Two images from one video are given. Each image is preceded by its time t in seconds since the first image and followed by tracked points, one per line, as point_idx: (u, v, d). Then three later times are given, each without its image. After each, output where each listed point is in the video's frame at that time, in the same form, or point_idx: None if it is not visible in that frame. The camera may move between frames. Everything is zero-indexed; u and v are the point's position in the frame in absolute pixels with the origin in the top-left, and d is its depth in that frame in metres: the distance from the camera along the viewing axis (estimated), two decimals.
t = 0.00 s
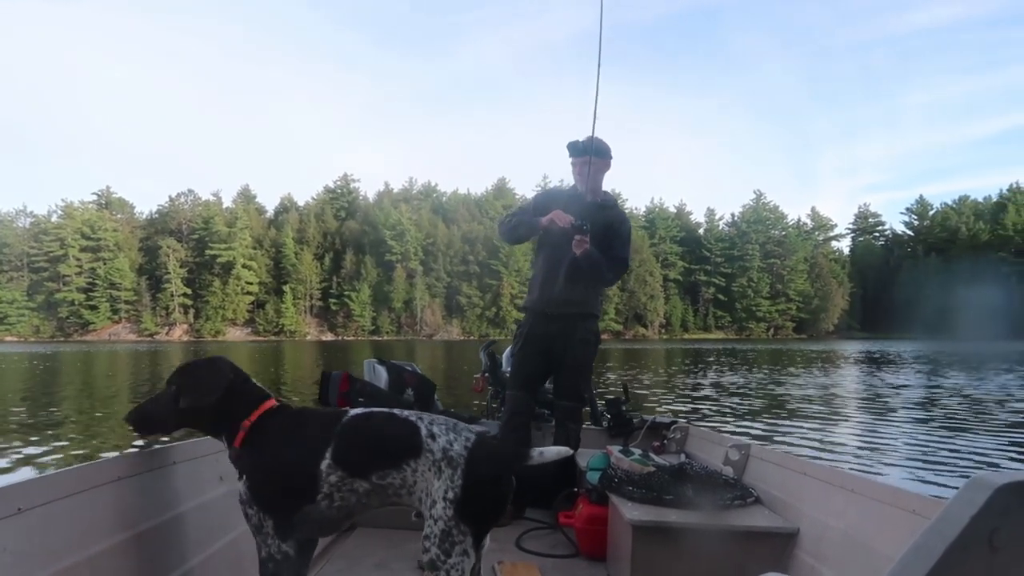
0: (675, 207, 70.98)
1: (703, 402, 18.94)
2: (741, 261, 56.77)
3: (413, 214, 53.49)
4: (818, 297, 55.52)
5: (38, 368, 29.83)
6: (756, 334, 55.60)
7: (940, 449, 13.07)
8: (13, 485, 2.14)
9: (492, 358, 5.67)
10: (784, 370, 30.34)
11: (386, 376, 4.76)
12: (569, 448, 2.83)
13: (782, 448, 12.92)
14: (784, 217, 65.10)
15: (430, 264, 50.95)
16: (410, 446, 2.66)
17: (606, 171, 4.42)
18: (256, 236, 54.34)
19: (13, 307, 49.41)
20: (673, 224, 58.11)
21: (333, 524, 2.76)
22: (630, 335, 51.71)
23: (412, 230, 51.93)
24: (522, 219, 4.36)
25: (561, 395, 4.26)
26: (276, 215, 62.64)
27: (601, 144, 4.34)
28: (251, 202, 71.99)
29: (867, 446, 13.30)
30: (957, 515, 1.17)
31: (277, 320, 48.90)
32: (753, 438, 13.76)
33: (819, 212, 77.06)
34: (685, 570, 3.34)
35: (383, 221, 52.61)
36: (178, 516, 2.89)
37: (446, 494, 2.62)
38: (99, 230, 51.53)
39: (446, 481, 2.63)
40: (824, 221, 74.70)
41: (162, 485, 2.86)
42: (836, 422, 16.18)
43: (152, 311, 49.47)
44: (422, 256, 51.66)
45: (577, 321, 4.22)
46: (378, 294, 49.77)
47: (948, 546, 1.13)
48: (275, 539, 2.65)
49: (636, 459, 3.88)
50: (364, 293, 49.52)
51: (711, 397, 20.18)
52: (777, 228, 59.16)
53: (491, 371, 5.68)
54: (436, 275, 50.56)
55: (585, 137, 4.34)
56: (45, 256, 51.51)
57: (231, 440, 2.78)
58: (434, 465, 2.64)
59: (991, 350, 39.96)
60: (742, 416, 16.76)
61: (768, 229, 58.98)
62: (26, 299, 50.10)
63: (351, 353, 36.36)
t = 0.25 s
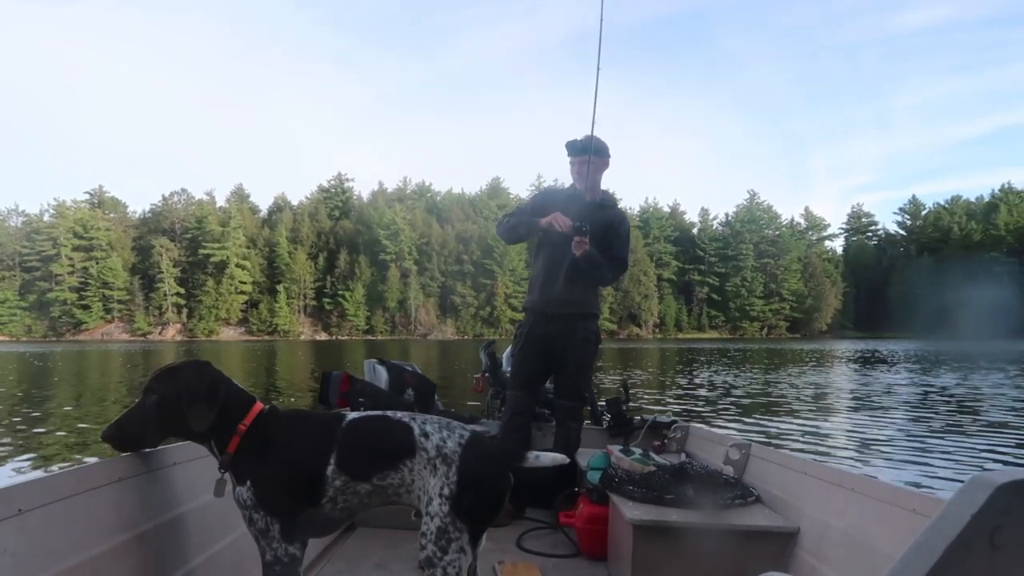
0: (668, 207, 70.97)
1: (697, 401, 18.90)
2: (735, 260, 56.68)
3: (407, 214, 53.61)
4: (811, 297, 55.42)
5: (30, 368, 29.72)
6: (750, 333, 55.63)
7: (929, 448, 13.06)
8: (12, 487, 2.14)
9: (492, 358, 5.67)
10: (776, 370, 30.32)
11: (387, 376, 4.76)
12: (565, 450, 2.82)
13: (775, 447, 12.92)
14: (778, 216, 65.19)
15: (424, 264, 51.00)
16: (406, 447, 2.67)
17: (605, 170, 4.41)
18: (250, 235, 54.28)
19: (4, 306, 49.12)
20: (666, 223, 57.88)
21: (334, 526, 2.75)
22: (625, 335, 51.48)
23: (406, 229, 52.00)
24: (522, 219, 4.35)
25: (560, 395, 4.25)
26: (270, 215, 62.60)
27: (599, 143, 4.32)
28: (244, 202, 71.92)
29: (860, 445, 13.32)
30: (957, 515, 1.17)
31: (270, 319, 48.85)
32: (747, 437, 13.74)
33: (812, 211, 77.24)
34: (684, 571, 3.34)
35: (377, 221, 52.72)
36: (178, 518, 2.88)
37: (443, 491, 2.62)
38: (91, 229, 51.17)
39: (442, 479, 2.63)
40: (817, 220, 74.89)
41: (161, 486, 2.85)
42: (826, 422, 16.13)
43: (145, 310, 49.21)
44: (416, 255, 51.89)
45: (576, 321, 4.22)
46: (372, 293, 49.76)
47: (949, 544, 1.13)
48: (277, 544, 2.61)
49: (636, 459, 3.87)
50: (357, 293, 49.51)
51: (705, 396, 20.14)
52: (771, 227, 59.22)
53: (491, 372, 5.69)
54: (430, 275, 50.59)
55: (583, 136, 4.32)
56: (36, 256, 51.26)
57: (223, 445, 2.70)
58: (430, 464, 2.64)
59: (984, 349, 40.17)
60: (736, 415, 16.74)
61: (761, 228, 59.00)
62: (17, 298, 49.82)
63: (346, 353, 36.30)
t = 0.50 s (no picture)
0: (663, 207, 70.99)
1: (690, 401, 18.86)
2: (728, 261, 56.53)
3: (400, 214, 53.63)
4: (804, 297, 56.14)
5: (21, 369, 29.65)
6: (744, 333, 55.63)
7: (924, 449, 13.01)
8: (13, 486, 2.14)
9: (492, 358, 5.67)
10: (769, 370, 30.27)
11: (387, 375, 4.75)
12: (565, 446, 2.83)
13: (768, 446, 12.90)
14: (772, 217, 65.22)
15: (418, 264, 50.96)
16: (406, 447, 2.67)
17: (603, 170, 4.40)
18: (243, 235, 54.26)
19: None
20: (660, 224, 57.80)
21: (337, 525, 2.74)
22: (618, 335, 51.07)
23: (399, 229, 52.02)
24: (521, 221, 4.36)
25: (561, 395, 4.25)
26: (263, 215, 62.63)
27: (598, 142, 4.31)
28: (238, 202, 71.93)
29: (853, 445, 13.32)
30: (957, 515, 1.17)
31: (264, 320, 48.73)
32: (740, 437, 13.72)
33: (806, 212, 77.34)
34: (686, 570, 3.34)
35: (371, 221, 52.78)
36: (178, 517, 2.88)
37: (444, 488, 2.63)
38: (83, 229, 51.07)
39: (443, 476, 2.64)
40: (810, 221, 75.00)
41: (160, 485, 2.85)
42: (821, 422, 16.06)
43: (137, 310, 49.11)
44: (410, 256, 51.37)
45: (576, 321, 4.22)
46: (366, 293, 49.75)
47: (950, 543, 1.13)
48: (281, 543, 2.58)
49: (636, 459, 3.87)
50: (351, 293, 49.46)
51: (699, 396, 20.10)
52: (764, 227, 59.22)
53: (491, 371, 5.69)
54: (424, 275, 50.56)
55: (581, 136, 4.31)
56: (28, 256, 51.13)
57: (225, 443, 2.63)
58: (431, 462, 2.65)
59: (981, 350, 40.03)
60: (729, 415, 16.72)
61: (755, 229, 58.97)
62: (9, 299, 49.69)
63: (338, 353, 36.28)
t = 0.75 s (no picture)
0: (656, 207, 71.03)
1: (683, 402, 18.82)
2: (721, 262, 56.33)
3: (394, 214, 53.63)
4: (797, 297, 56.54)
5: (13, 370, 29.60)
6: (737, 334, 55.59)
7: (916, 449, 13.02)
8: (11, 485, 2.14)
9: (492, 358, 5.67)
10: (762, 370, 30.31)
11: (387, 375, 4.75)
12: (563, 442, 2.83)
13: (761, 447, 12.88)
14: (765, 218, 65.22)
15: (411, 264, 51.00)
16: (404, 444, 2.68)
17: (602, 170, 4.40)
18: (236, 235, 54.24)
19: None
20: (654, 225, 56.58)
21: (336, 524, 2.74)
22: (612, 335, 50.94)
23: (393, 229, 52.08)
24: (520, 222, 4.38)
25: (560, 394, 4.24)
26: (256, 215, 62.63)
27: (596, 143, 4.31)
28: (231, 202, 71.91)
29: (845, 445, 13.31)
30: (958, 515, 1.16)
31: (257, 321, 48.63)
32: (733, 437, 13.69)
33: (799, 213, 77.45)
34: (684, 570, 3.33)
35: (364, 221, 52.83)
36: (176, 517, 2.88)
37: (444, 487, 2.62)
38: (75, 229, 50.96)
39: (442, 474, 2.64)
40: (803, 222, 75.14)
41: (158, 484, 2.84)
42: (813, 422, 16.07)
43: (130, 311, 49.01)
44: (403, 257, 51.70)
45: (576, 321, 4.22)
46: (359, 294, 49.76)
47: (949, 544, 1.13)
48: (280, 543, 2.58)
49: (636, 460, 3.88)
50: (344, 293, 49.41)
51: (692, 397, 20.05)
52: (758, 228, 59.13)
53: (490, 372, 5.68)
54: (418, 275, 50.58)
55: (581, 135, 4.31)
56: (19, 256, 50.94)
57: (223, 443, 2.63)
58: (429, 460, 2.65)
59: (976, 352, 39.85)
60: (722, 416, 16.70)
61: (748, 230, 58.95)
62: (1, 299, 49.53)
63: (329, 353, 36.31)
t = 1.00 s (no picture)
0: (650, 208, 71.08)
1: (676, 402, 18.77)
2: (715, 262, 56.24)
3: (388, 214, 53.73)
4: (790, 297, 56.40)
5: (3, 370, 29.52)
6: (730, 335, 55.65)
7: (909, 449, 13.04)
8: (11, 484, 2.14)
9: (492, 358, 5.66)
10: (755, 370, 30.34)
11: (386, 375, 4.76)
12: (561, 438, 2.83)
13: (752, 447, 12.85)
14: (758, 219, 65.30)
15: (405, 264, 51.01)
16: (402, 445, 2.68)
17: (602, 170, 4.42)
18: (229, 235, 54.24)
19: None
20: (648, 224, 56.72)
21: (333, 525, 2.74)
22: (605, 336, 51.02)
23: (387, 229, 52.10)
24: (520, 222, 4.39)
25: (560, 395, 4.24)
26: (250, 215, 62.67)
27: (595, 143, 4.31)
28: (224, 202, 71.92)
29: (836, 446, 13.29)
30: (957, 515, 1.17)
31: (250, 321, 48.71)
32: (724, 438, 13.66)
33: (792, 214, 77.64)
34: (684, 570, 3.34)
35: (358, 221, 52.93)
36: (174, 517, 2.88)
37: (443, 487, 2.62)
38: (67, 229, 50.79)
39: (441, 474, 2.64)
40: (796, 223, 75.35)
41: (157, 483, 2.85)
42: (806, 422, 16.08)
43: (122, 310, 49.01)
44: (398, 257, 51.88)
45: (576, 321, 4.23)
46: (353, 293, 49.84)
47: (949, 544, 1.13)
48: (278, 544, 2.57)
49: (635, 460, 3.88)
50: (338, 293, 49.47)
51: (685, 397, 20.00)
52: (751, 229, 59.22)
53: (490, 371, 5.69)
54: (412, 275, 50.63)
55: (580, 135, 4.30)
56: (10, 255, 50.77)
57: (222, 441, 2.62)
58: (428, 460, 2.65)
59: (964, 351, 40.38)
60: (713, 416, 16.66)
61: (741, 230, 58.86)
62: None
63: (322, 354, 36.36)
